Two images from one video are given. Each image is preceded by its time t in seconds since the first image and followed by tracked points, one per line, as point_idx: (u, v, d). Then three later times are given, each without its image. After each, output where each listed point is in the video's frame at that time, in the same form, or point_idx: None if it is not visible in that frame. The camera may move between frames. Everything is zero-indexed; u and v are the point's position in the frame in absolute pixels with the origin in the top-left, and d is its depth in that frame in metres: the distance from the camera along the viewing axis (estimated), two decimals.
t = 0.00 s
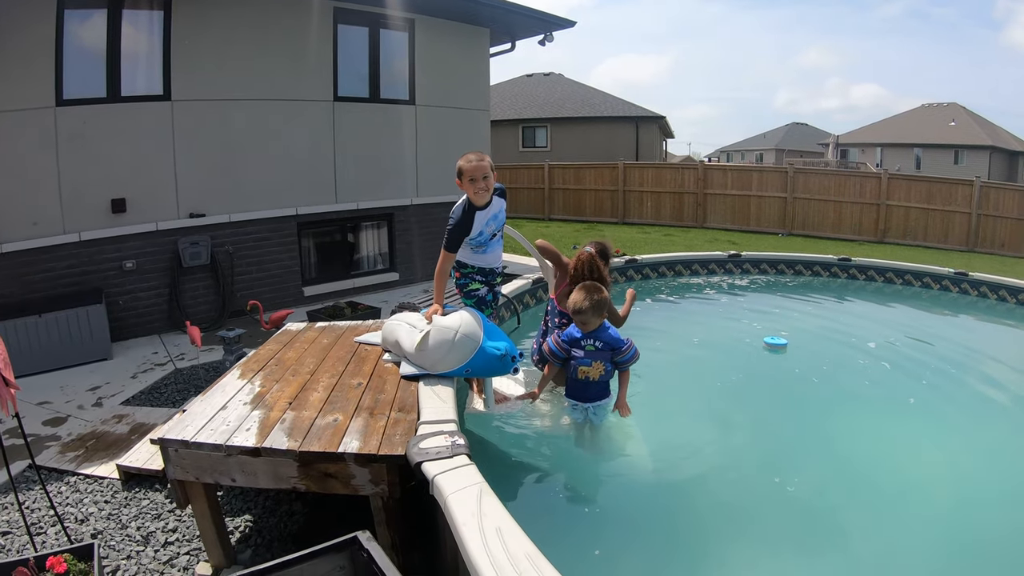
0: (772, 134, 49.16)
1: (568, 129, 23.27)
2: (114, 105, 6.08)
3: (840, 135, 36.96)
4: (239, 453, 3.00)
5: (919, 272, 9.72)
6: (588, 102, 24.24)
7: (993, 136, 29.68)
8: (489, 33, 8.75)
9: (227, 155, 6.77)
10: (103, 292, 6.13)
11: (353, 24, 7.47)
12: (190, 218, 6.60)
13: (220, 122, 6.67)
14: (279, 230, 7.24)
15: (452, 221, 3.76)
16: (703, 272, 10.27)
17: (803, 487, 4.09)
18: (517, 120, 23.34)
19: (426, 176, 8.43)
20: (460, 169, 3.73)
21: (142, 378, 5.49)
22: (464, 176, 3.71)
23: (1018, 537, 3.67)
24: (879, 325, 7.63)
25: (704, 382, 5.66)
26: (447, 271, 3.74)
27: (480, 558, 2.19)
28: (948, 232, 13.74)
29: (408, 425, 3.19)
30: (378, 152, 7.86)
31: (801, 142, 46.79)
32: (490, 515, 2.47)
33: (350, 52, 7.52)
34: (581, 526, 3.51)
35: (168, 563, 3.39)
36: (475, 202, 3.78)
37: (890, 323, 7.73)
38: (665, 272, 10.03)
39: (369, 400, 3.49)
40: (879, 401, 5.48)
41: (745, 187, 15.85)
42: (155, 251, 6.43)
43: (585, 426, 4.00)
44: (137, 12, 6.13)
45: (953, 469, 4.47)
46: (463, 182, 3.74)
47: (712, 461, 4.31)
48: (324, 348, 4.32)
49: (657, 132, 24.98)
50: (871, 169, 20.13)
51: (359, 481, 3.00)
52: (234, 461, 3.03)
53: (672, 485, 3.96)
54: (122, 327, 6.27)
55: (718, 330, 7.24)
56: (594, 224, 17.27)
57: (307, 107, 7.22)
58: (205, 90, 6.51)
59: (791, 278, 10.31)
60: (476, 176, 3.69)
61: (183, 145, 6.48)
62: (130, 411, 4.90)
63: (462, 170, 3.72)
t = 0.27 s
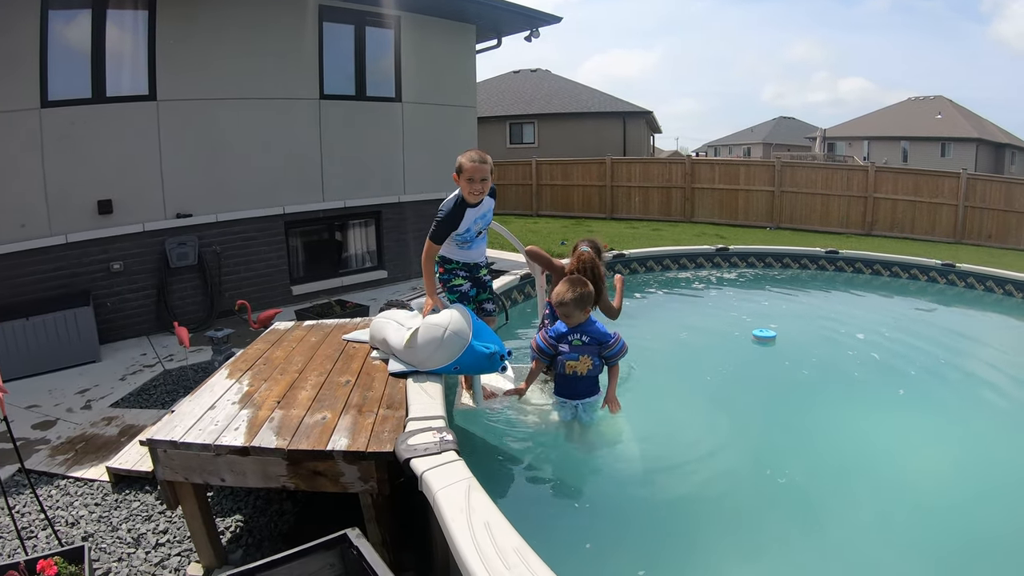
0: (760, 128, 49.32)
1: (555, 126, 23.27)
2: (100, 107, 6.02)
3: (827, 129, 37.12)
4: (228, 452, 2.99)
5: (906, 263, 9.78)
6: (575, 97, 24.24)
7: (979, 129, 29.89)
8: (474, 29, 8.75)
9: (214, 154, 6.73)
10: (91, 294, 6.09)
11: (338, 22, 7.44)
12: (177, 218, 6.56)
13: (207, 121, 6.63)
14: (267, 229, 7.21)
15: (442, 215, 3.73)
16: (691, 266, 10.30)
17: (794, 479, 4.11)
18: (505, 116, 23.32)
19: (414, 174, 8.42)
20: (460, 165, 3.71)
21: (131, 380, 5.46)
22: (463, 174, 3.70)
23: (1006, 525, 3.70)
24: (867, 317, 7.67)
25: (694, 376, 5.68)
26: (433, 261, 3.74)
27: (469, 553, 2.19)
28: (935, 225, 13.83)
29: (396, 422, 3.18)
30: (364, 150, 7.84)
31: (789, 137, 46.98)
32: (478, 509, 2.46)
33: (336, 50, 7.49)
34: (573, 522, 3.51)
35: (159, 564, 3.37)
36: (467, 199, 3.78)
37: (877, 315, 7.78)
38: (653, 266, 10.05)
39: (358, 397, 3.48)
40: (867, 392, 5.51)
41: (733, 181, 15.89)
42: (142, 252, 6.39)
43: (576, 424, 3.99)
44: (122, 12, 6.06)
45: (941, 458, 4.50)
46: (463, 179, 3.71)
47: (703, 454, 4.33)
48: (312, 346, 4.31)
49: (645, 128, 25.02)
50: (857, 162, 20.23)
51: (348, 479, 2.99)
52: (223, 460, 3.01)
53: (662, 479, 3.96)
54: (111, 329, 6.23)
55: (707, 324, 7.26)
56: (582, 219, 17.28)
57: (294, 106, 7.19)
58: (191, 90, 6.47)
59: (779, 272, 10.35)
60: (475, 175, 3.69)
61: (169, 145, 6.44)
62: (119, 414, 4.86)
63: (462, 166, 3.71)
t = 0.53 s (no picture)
0: (748, 122, 49.45)
1: (544, 121, 23.24)
2: (87, 107, 5.96)
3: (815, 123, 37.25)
4: (217, 453, 2.97)
5: (895, 256, 9.83)
6: (563, 93, 24.22)
7: (966, 121, 30.08)
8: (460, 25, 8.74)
9: (202, 153, 6.69)
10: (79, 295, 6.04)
11: (324, 20, 7.41)
12: (165, 218, 6.52)
13: (194, 120, 6.59)
14: (255, 229, 7.18)
15: (436, 212, 3.69)
16: (680, 261, 10.32)
17: (786, 473, 4.12)
18: (493, 113, 23.27)
19: (402, 171, 8.40)
20: (463, 163, 3.67)
21: (121, 382, 5.42)
22: (465, 172, 3.68)
23: (996, 516, 3.73)
24: (856, 309, 7.71)
25: (684, 370, 5.69)
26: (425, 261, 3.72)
27: (459, 550, 2.18)
28: (923, 217, 13.90)
29: (386, 420, 3.17)
30: (352, 148, 7.82)
31: (778, 131, 47.11)
32: (468, 507, 2.45)
33: (323, 48, 7.46)
34: (566, 518, 3.50)
35: (151, 567, 3.35)
36: (463, 197, 3.78)
37: (865, 307, 7.82)
38: (643, 261, 10.07)
39: (347, 396, 3.47)
40: (857, 385, 5.53)
41: (721, 175, 15.92)
42: (131, 253, 6.34)
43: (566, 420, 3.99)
44: (107, 11, 6.00)
45: (931, 450, 4.53)
46: (463, 179, 3.69)
47: (694, 448, 4.34)
48: (301, 345, 4.29)
49: (633, 122, 25.04)
50: (845, 155, 20.33)
51: (338, 478, 2.97)
52: (213, 461, 2.99)
53: (654, 474, 3.97)
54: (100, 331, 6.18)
55: (696, 318, 7.28)
56: (571, 215, 17.26)
57: (281, 104, 7.15)
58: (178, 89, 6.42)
59: (768, 265, 10.38)
60: (475, 174, 3.67)
61: (156, 145, 6.39)
62: (109, 416, 4.83)
63: (463, 164, 3.69)
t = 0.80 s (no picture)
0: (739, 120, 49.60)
1: (535, 121, 23.25)
2: (77, 109, 5.92)
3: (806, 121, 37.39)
4: (210, 457, 2.95)
5: (886, 253, 9.88)
6: (554, 92, 24.24)
7: (956, 119, 30.25)
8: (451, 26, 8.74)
9: (192, 155, 6.67)
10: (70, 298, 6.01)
11: (315, 20, 7.39)
12: (156, 221, 6.50)
13: (184, 122, 6.57)
14: (246, 230, 7.16)
15: (435, 210, 3.69)
16: (672, 260, 10.34)
17: (779, 470, 4.13)
18: (484, 112, 23.27)
19: (393, 172, 8.40)
20: (467, 164, 3.69)
21: (113, 386, 5.39)
22: (470, 173, 3.70)
23: (988, 512, 3.76)
24: (847, 307, 7.75)
25: (676, 369, 5.70)
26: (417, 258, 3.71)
27: (452, 552, 2.18)
28: (914, 215, 13.98)
29: (378, 422, 3.17)
30: (343, 149, 7.82)
31: (769, 129, 47.28)
32: (462, 508, 2.45)
33: (314, 48, 7.44)
34: (560, 519, 3.51)
35: (145, 571, 3.33)
36: (463, 196, 3.81)
37: (856, 305, 7.86)
38: (634, 260, 10.09)
39: (339, 398, 3.46)
40: (849, 382, 5.56)
41: (712, 173, 15.96)
42: (122, 256, 6.32)
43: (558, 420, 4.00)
44: (97, 13, 5.96)
45: (923, 446, 4.56)
46: (464, 179, 3.72)
47: (687, 447, 4.35)
48: (293, 347, 4.27)
49: (624, 121, 25.08)
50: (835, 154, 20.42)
51: (331, 480, 2.97)
52: (206, 465, 2.97)
53: (648, 473, 3.98)
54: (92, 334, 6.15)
55: (688, 317, 7.30)
56: (563, 214, 17.27)
57: (272, 105, 7.14)
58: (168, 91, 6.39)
59: (760, 264, 10.42)
60: (479, 176, 3.70)
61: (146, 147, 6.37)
62: (101, 420, 4.81)
63: (466, 165, 3.70)
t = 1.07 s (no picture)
0: (732, 120, 49.73)
1: (527, 121, 23.25)
2: (69, 110, 5.90)
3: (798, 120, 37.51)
4: (203, 458, 2.94)
5: (878, 252, 9.93)
6: (546, 92, 24.25)
7: (947, 118, 30.39)
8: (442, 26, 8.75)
9: (184, 156, 6.65)
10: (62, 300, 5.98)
11: (307, 21, 7.38)
12: (148, 222, 6.49)
13: (176, 123, 6.55)
14: (239, 231, 7.15)
15: (433, 203, 3.78)
16: (665, 259, 10.36)
17: (772, 469, 4.14)
18: (477, 113, 23.26)
19: (386, 172, 8.40)
20: (469, 164, 3.77)
21: (105, 388, 5.37)
22: (472, 173, 3.78)
23: (979, 509, 3.78)
24: (839, 305, 7.78)
25: (669, 369, 5.71)
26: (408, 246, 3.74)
27: (445, 552, 2.18)
28: (905, 213, 14.05)
29: (371, 422, 3.16)
30: (336, 149, 7.81)
31: (762, 128, 47.41)
32: (454, 508, 2.45)
33: (306, 49, 7.43)
34: (554, 518, 3.51)
35: (139, 573, 3.32)
36: (463, 196, 3.89)
37: (849, 303, 7.89)
38: (627, 260, 10.10)
39: (332, 398, 3.46)
40: (841, 380, 5.58)
41: (705, 173, 16.00)
42: (114, 257, 6.29)
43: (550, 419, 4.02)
44: (88, 13, 5.94)
45: (915, 444, 4.58)
46: (466, 180, 3.80)
47: (680, 445, 4.36)
48: (286, 348, 4.27)
49: (617, 121, 25.11)
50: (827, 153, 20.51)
51: (324, 481, 2.96)
52: (198, 466, 2.96)
53: (641, 472, 3.98)
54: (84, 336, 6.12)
55: (680, 316, 7.32)
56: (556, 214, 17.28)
57: (264, 106, 7.13)
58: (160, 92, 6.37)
59: (753, 263, 10.45)
60: (481, 178, 3.79)
61: (138, 148, 6.35)
62: (94, 422, 4.79)
63: (469, 166, 3.78)
